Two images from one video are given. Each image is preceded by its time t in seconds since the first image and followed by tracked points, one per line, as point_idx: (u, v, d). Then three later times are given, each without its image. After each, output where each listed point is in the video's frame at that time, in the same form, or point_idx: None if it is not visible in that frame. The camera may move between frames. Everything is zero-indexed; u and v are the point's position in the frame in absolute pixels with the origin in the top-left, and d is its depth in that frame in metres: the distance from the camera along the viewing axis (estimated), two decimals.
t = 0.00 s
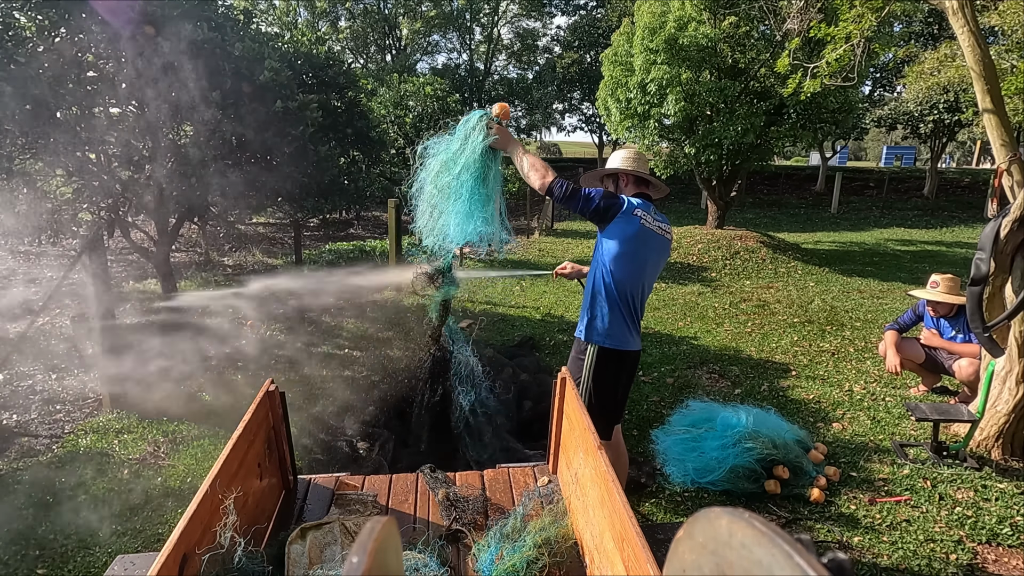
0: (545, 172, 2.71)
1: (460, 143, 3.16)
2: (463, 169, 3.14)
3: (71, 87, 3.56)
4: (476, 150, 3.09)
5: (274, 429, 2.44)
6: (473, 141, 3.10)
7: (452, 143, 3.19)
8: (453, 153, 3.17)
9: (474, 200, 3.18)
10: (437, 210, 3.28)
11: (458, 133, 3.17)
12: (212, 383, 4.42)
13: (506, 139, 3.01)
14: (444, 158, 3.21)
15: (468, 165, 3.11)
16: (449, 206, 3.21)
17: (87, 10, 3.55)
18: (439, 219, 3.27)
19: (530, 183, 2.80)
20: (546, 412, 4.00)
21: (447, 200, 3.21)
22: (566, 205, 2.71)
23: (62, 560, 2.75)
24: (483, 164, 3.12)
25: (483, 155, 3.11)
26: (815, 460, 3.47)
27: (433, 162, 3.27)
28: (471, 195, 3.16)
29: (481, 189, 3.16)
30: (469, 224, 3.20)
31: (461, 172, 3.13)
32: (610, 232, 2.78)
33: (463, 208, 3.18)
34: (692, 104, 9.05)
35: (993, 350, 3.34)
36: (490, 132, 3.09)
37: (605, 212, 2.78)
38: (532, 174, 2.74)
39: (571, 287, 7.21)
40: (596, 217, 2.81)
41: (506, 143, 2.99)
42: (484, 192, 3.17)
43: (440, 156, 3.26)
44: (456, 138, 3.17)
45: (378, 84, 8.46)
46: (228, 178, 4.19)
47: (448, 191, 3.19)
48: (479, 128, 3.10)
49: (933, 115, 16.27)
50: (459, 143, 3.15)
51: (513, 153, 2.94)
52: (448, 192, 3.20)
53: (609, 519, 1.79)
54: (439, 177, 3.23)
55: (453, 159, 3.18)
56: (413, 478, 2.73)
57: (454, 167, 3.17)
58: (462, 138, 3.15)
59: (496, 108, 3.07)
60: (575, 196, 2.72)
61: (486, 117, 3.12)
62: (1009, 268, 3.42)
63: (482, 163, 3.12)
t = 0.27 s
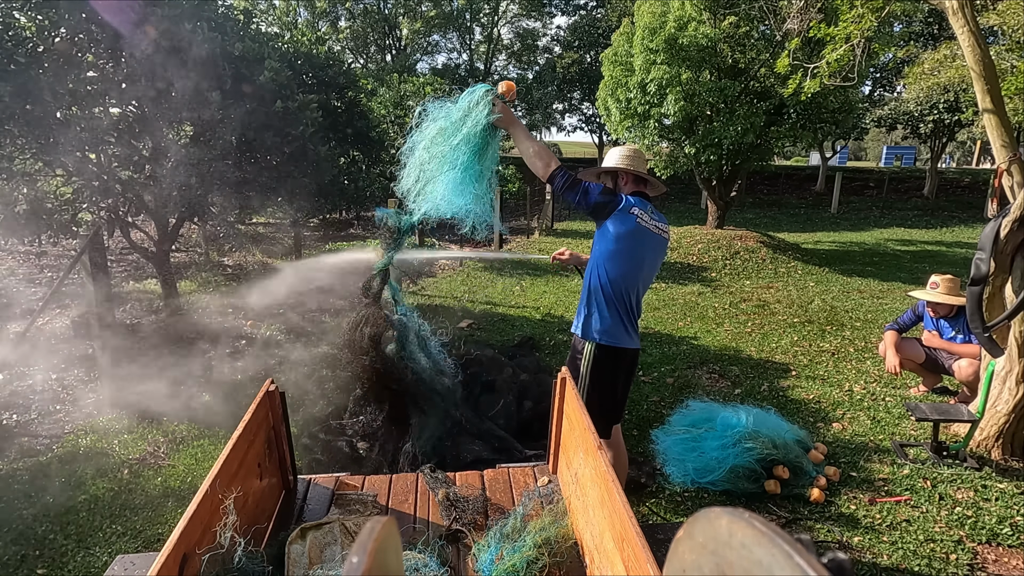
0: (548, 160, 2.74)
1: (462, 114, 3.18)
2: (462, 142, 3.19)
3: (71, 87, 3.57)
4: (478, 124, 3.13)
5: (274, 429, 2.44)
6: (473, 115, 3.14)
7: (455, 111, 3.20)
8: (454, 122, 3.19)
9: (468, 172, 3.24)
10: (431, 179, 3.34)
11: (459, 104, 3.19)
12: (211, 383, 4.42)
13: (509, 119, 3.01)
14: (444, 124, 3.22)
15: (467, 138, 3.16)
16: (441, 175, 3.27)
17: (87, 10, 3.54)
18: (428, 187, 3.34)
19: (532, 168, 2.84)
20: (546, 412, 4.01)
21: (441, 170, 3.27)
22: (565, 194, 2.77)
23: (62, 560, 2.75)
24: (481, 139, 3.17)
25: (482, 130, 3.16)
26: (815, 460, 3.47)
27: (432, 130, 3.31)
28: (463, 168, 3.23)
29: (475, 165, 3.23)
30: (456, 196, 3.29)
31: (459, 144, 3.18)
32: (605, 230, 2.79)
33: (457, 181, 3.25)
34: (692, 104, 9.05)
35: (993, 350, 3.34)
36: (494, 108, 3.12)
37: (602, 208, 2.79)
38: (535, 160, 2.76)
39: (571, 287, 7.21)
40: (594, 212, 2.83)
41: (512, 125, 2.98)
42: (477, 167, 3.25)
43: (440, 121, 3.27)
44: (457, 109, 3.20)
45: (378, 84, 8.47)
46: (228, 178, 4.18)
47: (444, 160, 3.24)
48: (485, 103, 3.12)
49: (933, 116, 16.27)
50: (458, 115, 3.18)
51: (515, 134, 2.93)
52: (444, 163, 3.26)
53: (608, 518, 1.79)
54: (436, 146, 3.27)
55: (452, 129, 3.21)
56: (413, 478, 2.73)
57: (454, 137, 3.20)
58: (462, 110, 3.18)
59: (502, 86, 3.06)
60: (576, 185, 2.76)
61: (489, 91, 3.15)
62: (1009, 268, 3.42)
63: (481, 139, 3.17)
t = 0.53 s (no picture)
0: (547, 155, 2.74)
1: (468, 99, 3.21)
2: (467, 127, 3.22)
3: (70, 87, 3.58)
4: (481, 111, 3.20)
5: (275, 429, 2.44)
6: (480, 103, 3.20)
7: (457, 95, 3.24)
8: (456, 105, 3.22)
9: (472, 157, 3.30)
10: (431, 161, 3.33)
11: (466, 89, 3.22)
12: (211, 383, 4.42)
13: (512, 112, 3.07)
14: (446, 107, 3.25)
15: (472, 124, 3.21)
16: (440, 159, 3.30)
17: (87, 10, 3.57)
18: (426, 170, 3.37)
19: (531, 163, 2.82)
20: (546, 412, 4.01)
21: (445, 153, 3.29)
22: (563, 191, 2.73)
23: (62, 560, 2.75)
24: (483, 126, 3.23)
25: (488, 118, 3.23)
26: (814, 460, 3.47)
27: (433, 113, 3.30)
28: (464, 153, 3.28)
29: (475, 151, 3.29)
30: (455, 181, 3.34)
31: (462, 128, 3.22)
32: (601, 229, 2.79)
33: (461, 165, 3.29)
34: (692, 104, 9.05)
35: (993, 350, 3.34)
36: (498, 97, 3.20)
37: (600, 207, 2.76)
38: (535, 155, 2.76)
39: (571, 287, 7.21)
40: (591, 210, 2.80)
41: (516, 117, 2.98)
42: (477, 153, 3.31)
43: (441, 104, 3.29)
44: (462, 95, 3.22)
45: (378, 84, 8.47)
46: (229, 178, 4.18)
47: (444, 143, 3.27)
48: (489, 90, 3.19)
49: (933, 116, 16.28)
50: (464, 100, 3.21)
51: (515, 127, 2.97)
52: (447, 146, 3.27)
53: (608, 519, 1.79)
54: (440, 129, 3.27)
55: (457, 114, 3.23)
56: (413, 478, 2.74)
57: (456, 121, 3.24)
58: (467, 95, 3.22)
59: (506, 77, 3.13)
60: (574, 183, 2.72)
61: (494, 80, 3.22)
62: (1009, 268, 3.42)
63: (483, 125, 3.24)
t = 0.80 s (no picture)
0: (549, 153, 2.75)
1: (474, 94, 3.17)
2: (473, 122, 3.20)
3: (71, 87, 3.58)
4: (486, 104, 3.18)
5: (275, 429, 2.44)
6: (486, 98, 3.17)
7: (460, 87, 3.21)
8: (458, 97, 3.19)
9: (476, 152, 3.30)
10: (435, 156, 3.31)
11: (471, 83, 3.17)
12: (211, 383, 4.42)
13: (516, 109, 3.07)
14: (451, 101, 3.21)
15: (478, 119, 3.19)
16: (441, 150, 3.28)
17: (88, 10, 3.55)
18: (427, 161, 3.35)
19: (534, 161, 2.84)
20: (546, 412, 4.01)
21: (449, 149, 3.27)
22: (564, 190, 2.74)
23: (62, 560, 2.75)
24: (488, 120, 3.21)
25: (493, 114, 3.21)
26: (814, 460, 3.47)
27: (439, 107, 3.26)
28: (467, 146, 3.26)
29: (479, 144, 3.27)
30: (457, 173, 3.33)
31: (465, 121, 3.19)
32: (601, 229, 2.79)
33: (465, 161, 3.30)
34: (692, 104, 9.06)
35: (993, 350, 3.34)
36: (504, 91, 3.17)
37: (601, 207, 2.76)
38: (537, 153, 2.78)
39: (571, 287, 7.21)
40: (591, 210, 2.80)
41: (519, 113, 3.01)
42: (480, 146, 3.29)
43: (444, 95, 3.26)
44: (468, 88, 3.18)
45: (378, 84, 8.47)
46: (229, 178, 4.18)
47: (446, 135, 3.24)
48: (495, 84, 3.16)
49: (933, 115, 16.28)
50: (469, 94, 3.17)
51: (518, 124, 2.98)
52: (452, 142, 3.25)
53: (608, 518, 1.79)
54: (445, 124, 3.23)
55: (462, 108, 3.19)
56: (413, 478, 2.74)
57: (461, 115, 3.20)
58: (473, 89, 3.17)
59: (512, 71, 3.14)
60: (576, 182, 2.73)
61: (500, 74, 3.18)
62: (1009, 268, 3.42)
63: (488, 119, 3.22)
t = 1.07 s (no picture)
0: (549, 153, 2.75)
1: (474, 90, 3.17)
2: (472, 118, 3.20)
3: (71, 87, 3.61)
4: (485, 100, 3.18)
5: (275, 429, 2.44)
6: (486, 94, 3.17)
7: (460, 81, 3.20)
8: (458, 91, 3.18)
9: (474, 149, 3.29)
10: (433, 151, 3.29)
11: (471, 79, 3.17)
12: (210, 383, 4.41)
13: (516, 108, 3.09)
14: (451, 97, 3.19)
15: (477, 115, 3.19)
16: (437, 144, 3.27)
17: (87, 10, 3.56)
18: (423, 155, 3.34)
19: (534, 160, 2.84)
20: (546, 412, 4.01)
21: (447, 145, 3.25)
22: (564, 189, 2.74)
23: (62, 560, 2.75)
24: (487, 117, 3.20)
25: (492, 110, 3.21)
26: (814, 460, 3.47)
27: (437, 102, 3.24)
28: (464, 142, 3.25)
29: (476, 141, 3.27)
30: (452, 168, 3.32)
31: (463, 116, 3.18)
32: (601, 229, 2.78)
33: (463, 157, 3.29)
34: (691, 104, 9.06)
35: (993, 350, 3.34)
36: (504, 88, 3.18)
37: (601, 206, 2.76)
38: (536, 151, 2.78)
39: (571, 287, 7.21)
40: (591, 210, 2.79)
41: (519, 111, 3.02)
42: (478, 143, 3.28)
43: (443, 89, 3.25)
44: (468, 84, 3.17)
45: (378, 84, 8.47)
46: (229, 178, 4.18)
47: (443, 129, 3.23)
48: (495, 81, 3.16)
49: (933, 115, 16.28)
50: (469, 90, 3.17)
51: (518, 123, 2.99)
52: (450, 137, 3.24)
53: (608, 518, 1.79)
54: (444, 119, 3.22)
55: (462, 104, 3.18)
56: (413, 478, 2.73)
57: (460, 111, 3.19)
58: (473, 85, 3.17)
59: (512, 69, 3.14)
60: (576, 181, 2.73)
61: (500, 70, 3.18)
62: (1009, 268, 3.42)
63: (487, 116, 3.21)
